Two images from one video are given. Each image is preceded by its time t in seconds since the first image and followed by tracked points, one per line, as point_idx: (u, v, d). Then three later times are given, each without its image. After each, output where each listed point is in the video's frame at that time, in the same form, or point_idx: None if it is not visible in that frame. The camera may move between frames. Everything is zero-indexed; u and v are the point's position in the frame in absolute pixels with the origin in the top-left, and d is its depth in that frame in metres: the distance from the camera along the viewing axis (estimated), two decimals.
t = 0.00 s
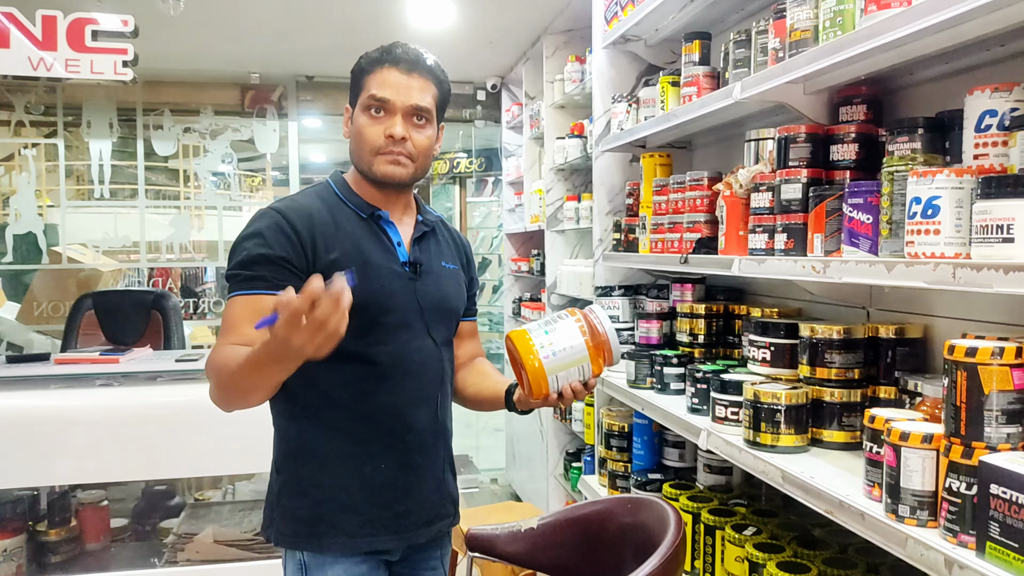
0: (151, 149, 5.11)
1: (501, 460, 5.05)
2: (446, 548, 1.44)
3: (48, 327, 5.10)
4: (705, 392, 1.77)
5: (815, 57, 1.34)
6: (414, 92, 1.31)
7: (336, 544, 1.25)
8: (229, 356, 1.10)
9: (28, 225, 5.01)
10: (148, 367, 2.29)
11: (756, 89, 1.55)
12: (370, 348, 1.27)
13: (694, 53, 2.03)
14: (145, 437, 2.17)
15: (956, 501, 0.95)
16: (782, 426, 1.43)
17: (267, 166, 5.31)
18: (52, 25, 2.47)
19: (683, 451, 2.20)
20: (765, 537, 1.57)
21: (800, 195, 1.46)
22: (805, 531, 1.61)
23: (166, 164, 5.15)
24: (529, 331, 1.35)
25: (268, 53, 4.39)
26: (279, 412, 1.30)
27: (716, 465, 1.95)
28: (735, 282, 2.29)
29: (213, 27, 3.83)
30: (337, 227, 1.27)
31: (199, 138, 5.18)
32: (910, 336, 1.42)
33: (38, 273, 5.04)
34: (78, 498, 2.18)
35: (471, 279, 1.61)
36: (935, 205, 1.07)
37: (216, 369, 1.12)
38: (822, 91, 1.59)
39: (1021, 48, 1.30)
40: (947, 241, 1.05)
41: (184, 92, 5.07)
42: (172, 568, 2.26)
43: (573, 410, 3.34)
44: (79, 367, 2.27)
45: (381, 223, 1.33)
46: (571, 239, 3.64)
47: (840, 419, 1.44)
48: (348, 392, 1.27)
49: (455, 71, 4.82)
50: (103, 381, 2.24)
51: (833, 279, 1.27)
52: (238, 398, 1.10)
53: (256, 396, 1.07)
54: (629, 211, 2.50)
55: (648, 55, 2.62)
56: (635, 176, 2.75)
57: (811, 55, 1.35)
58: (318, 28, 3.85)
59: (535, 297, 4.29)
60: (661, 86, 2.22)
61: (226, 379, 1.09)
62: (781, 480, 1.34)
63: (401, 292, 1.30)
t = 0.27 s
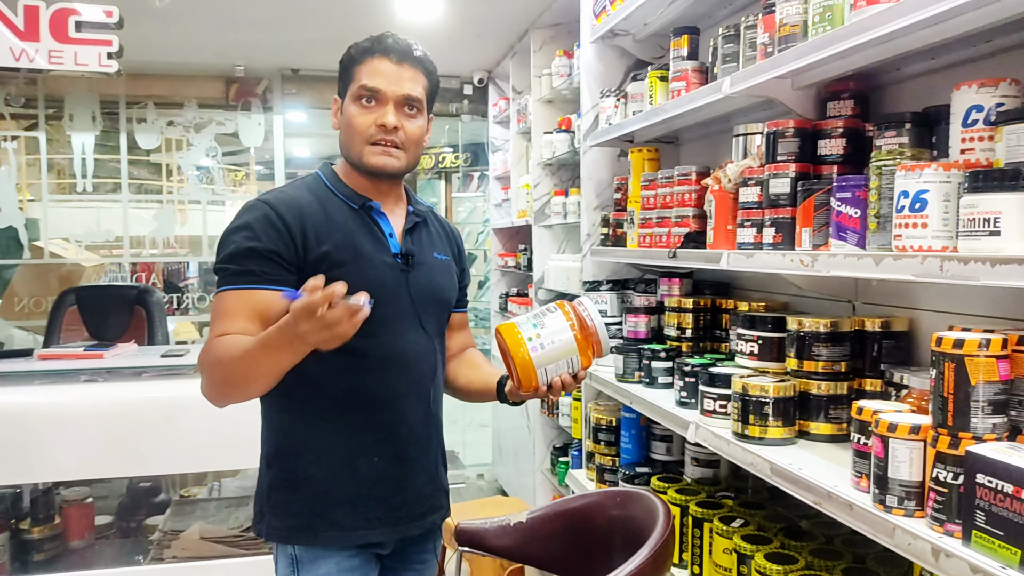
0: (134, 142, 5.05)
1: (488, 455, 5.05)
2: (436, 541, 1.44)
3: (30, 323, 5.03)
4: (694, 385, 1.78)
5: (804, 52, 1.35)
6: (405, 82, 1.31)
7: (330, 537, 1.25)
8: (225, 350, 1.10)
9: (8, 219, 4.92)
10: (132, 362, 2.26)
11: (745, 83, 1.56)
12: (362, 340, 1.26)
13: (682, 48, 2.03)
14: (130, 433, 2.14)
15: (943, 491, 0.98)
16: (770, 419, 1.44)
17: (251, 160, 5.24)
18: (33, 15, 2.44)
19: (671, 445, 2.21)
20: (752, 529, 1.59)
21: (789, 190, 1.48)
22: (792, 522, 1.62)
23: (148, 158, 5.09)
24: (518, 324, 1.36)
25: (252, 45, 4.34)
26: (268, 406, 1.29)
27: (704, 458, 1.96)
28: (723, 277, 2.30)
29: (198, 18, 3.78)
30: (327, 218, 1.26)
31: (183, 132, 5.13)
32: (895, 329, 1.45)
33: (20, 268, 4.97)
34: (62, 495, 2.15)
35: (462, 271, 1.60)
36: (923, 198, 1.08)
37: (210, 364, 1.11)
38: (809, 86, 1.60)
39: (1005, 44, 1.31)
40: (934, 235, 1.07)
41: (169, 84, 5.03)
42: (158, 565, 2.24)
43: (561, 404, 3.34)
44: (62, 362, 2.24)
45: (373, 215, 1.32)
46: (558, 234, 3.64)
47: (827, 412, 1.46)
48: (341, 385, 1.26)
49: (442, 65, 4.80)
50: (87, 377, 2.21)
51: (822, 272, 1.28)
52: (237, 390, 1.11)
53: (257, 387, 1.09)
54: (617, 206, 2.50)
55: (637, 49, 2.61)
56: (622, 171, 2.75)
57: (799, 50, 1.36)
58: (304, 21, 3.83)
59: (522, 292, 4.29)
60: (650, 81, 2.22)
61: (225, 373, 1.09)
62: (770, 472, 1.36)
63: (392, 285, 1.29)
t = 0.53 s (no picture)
0: (131, 137, 5.04)
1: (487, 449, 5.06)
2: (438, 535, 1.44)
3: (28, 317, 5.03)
4: (693, 379, 1.78)
5: (804, 46, 1.34)
6: (396, 66, 1.31)
7: (331, 532, 1.25)
8: (241, 347, 1.12)
9: (6, 213, 4.93)
10: (131, 357, 2.25)
11: (745, 77, 1.56)
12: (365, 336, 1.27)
13: (682, 42, 2.03)
14: (129, 428, 2.14)
15: (946, 485, 0.98)
16: (771, 413, 1.44)
17: (249, 155, 5.23)
18: (30, 9, 2.43)
19: (671, 439, 2.20)
20: (753, 523, 1.60)
21: (790, 184, 1.47)
22: (793, 516, 1.63)
23: (146, 152, 5.08)
24: (523, 322, 1.35)
25: (250, 39, 4.32)
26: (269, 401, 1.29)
27: (704, 452, 1.97)
28: (723, 272, 2.30)
29: (196, 13, 3.76)
30: (331, 210, 1.26)
31: (181, 126, 5.11)
32: (896, 324, 1.44)
33: (16, 262, 5.00)
34: (62, 489, 2.15)
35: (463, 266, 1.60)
36: (925, 192, 1.08)
37: (222, 359, 1.12)
38: (810, 81, 1.60)
39: (1006, 39, 1.31)
40: (936, 229, 1.07)
41: (166, 79, 4.97)
42: (158, 559, 2.25)
43: (561, 399, 3.35)
44: (61, 356, 2.23)
45: (374, 206, 1.33)
46: (557, 229, 3.64)
47: (827, 406, 1.46)
48: (343, 380, 1.26)
49: (441, 60, 4.79)
50: (86, 371, 2.20)
51: (823, 267, 1.28)
52: (253, 390, 1.13)
53: (278, 389, 1.12)
54: (616, 200, 2.50)
55: (636, 44, 2.62)
56: (622, 166, 2.74)
57: (799, 44, 1.35)
58: (302, 15, 3.81)
59: (522, 287, 4.29)
60: (649, 75, 2.20)
61: (242, 371, 1.11)
62: (771, 466, 1.36)
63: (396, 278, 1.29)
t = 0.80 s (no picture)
0: (149, 138, 5.09)
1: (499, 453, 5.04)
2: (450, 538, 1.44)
3: (45, 317, 5.09)
4: (709, 385, 1.76)
5: (824, 48, 1.33)
6: (419, 71, 1.30)
7: (347, 535, 1.25)
8: (258, 353, 1.12)
9: (25, 213, 5.00)
10: (146, 356, 2.27)
11: (763, 79, 1.54)
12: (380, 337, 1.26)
13: (699, 45, 2.01)
14: (143, 427, 2.15)
15: (966, 494, 0.96)
16: (787, 419, 1.42)
17: (265, 158, 5.27)
18: (52, 10, 2.46)
19: (684, 445, 2.20)
20: (768, 531, 1.57)
21: (808, 187, 1.46)
22: (808, 524, 1.60)
23: (164, 155, 5.13)
24: (540, 334, 1.33)
25: (267, 42, 4.36)
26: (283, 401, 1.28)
27: (718, 458, 1.94)
28: (739, 277, 2.28)
29: (214, 15, 3.79)
30: (348, 212, 1.25)
31: (198, 128, 5.15)
32: (915, 330, 1.42)
33: (36, 262, 5.03)
34: (76, 487, 2.16)
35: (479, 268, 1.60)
36: (946, 195, 1.06)
37: (238, 363, 1.12)
38: (829, 83, 1.58)
39: None
40: (957, 233, 1.06)
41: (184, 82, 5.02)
42: (170, 558, 2.25)
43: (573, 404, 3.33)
44: (77, 355, 2.25)
45: (392, 208, 1.32)
46: (571, 233, 3.63)
47: (845, 413, 1.44)
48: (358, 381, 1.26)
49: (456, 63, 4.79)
50: (101, 370, 2.22)
51: (841, 271, 1.26)
52: (267, 396, 1.13)
53: (293, 399, 1.12)
54: (631, 204, 2.48)
55: (653, 47, 2.61)
56: (637, 169, 2.74)
57: (819, 46, 1.34)
58: (318, 18, 3.83)
59: (535, 291, 4.28)
60: (666, 78, 2.19)
61: (258, 377, 1.11)
62: (786, 473, 1.34)
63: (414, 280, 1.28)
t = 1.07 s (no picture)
0: (149, 140, 5.09)
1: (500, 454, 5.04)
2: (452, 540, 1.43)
3: (46, 319, 5.09)
4: (710, 384, 1.76)
5: (826, 44, 1.32)
6: (425, 73, 1.28)
7: (353, 541, 1.24)
8: (261, 368, 1.10)
9: (26, 216, 5.00)
10: (147, 357, 2.26)
11: (764, 77, 1.53)
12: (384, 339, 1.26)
13: (699, 43, 2.00)
14: (143, 429, 2.14)
15: (971, 492, 0.96)
16: (790, 418, 1.41)
17: (265, 160, 5.27)
18: (50, 12, 2.46)
19: (686, 445, 2.19)
20: (771, 530, 1.57)
21: (809, 185, 1.45)
22: (811, 523, 1.60)
23: (163, 157, 5.12)
24: (551, 347, 1.31)
25: (266, 43, 4.36)
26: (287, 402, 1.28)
27: (721, 458, 1.94)
28: (740, 276, 2.27)
29: (214, 16, 3.79)
30: (349, 214, 1.25)
31: (198, 130, 5.15)
32: (918, 328, 1.42)
33: (36, 264, 5.05)
34: (77, 490, 2.16)
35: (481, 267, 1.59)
36: (949, 192, 1.06)
37: (241, 377, 1.11)
38: (831, 81, 1.57)
39: None
40: (961, 229, 1.05)
41: (183, 83, 5.05)
42: (171, 561, 2.24)
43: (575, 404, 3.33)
44: (78, 357, 2.25)
45: (394, 209, 1.31)
46: (572, 233, 3.62)
47: (848, 412, 1.43)
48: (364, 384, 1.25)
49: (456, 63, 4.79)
50: (102, 372, 2.21)
51: (844, 269, 1.26)
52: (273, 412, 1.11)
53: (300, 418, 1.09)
54: (632, 203, 2.48)
55: (653, 46, 2.61)
56: (638, 169, 2.74)
57: (820, 42, 1.33)
58: (317, 19, 3.83)
59: (536, 291, 4.27)
60: (666, 77, 2.18)
61: (265, 394, 1.09)
62: (789, 472, 1.33)
63: (417, 281, 1.28)
